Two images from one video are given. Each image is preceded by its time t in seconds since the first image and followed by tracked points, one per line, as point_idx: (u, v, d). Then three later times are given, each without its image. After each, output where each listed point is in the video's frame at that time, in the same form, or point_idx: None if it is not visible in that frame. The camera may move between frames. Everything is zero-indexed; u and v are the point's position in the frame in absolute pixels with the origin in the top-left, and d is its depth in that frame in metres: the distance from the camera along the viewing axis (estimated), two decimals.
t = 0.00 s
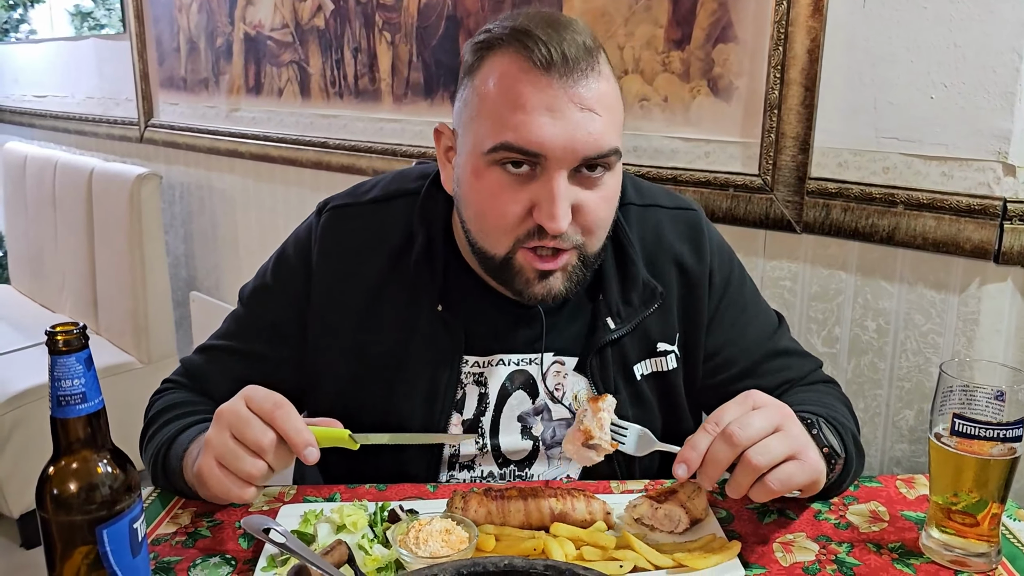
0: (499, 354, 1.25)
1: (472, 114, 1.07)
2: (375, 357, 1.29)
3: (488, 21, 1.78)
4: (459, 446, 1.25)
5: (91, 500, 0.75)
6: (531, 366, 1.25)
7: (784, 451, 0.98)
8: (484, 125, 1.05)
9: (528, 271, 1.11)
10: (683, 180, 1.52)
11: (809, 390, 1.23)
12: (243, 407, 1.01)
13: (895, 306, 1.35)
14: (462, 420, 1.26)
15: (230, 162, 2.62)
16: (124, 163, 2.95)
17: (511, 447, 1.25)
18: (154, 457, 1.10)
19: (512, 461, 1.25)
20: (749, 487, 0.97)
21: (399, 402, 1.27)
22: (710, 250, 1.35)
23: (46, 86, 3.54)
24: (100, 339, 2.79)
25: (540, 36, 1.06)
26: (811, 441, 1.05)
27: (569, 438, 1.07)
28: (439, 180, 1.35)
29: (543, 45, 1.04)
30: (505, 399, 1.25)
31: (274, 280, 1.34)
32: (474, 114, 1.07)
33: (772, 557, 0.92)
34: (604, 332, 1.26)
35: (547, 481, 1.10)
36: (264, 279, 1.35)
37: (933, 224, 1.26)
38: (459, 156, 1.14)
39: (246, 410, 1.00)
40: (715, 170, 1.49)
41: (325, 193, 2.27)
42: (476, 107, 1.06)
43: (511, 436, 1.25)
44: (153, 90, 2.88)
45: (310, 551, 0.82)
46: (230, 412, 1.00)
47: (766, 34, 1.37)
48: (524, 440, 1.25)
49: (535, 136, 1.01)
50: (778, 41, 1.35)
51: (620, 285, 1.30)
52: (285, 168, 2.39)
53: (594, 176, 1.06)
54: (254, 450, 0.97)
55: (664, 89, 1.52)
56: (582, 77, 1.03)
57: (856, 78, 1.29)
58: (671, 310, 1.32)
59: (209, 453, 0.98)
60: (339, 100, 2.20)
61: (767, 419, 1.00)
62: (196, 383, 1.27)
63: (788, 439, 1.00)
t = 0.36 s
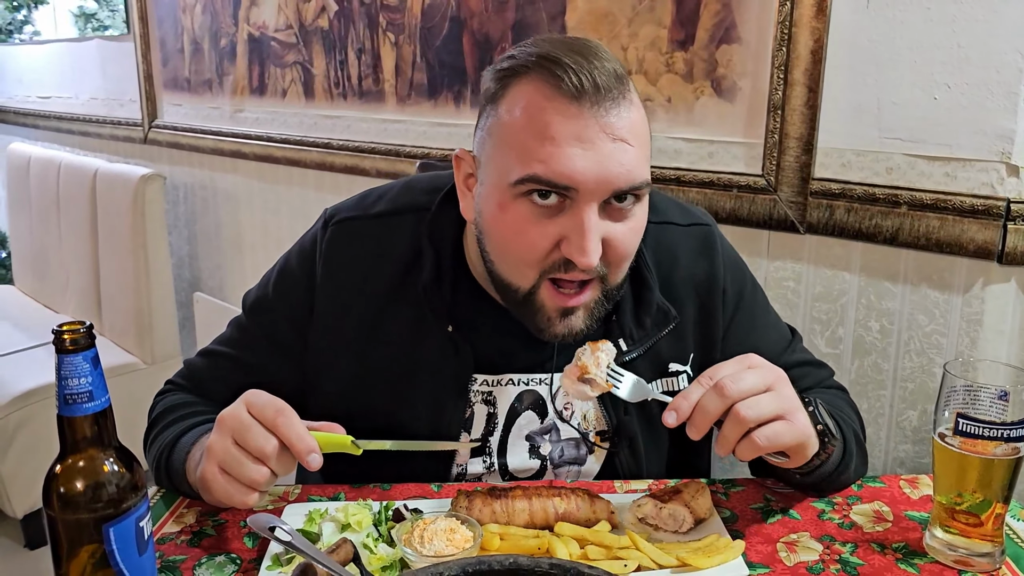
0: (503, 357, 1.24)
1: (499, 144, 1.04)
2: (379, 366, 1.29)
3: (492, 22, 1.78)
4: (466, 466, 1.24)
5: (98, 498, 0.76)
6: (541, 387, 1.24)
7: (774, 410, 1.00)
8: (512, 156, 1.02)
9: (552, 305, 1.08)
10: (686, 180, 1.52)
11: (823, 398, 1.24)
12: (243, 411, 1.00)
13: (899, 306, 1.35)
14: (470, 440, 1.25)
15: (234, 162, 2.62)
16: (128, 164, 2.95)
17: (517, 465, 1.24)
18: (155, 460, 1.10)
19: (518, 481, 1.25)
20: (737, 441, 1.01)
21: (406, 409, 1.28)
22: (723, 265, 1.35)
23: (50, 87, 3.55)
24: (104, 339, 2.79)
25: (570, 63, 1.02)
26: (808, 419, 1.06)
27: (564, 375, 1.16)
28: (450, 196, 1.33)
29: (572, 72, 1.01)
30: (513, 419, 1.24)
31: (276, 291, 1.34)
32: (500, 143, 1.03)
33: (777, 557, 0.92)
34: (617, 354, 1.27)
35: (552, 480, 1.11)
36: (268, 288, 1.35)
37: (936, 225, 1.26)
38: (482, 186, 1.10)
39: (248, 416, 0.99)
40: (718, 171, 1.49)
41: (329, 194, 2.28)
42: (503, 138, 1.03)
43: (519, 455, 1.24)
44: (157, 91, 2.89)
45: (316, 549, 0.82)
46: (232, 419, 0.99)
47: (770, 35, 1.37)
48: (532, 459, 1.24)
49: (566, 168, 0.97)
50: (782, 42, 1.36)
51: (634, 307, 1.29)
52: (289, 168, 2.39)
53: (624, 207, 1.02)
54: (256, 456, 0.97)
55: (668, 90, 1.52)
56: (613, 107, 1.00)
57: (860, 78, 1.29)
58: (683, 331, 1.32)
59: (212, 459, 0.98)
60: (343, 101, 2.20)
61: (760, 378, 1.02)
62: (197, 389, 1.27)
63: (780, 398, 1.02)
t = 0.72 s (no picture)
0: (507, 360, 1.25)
1: (546, 181, 0.98)
2: (387, 371, 1.29)
3: (494, 23, 1.78)
4: (472, 479, 1.26)
5: (100, 499, 0.76)
6: (550, 404, 1.24)
7: (757, 373, 0.99)
8: (561, 197, 0.96)
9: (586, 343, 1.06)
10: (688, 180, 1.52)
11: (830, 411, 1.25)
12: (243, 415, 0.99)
13: (902, 307, 1.34)
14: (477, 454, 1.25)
15: (236, 162, 2.62)
16: (130, 164, 2.96)
17: (524, 479, 1.25)
18: (158, 462, 1.10)
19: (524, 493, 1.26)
20: (717, 398, 0.99)
21: (416, 412, 1.28)
22: (736, 282, 1.33)
23: (54, 88, 3.56)
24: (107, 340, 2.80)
25: (623, 100, 0.97)
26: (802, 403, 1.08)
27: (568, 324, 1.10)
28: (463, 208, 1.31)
29: (627, 110, 0.96)
30: (521, 433, 1.24)
31: (281, 296, 1.34)
32: (548, 182, 0.98)
33: (779, 559, 0.92)
34: (630, 374, 1.26)
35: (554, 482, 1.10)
36: (276, 295, 1.34)
37: (939, 225, 1.25)
38: (518, 219, 1.04)
39: (248, 421, 0.98)
40: (721, 171, 1.49)
41: (331, 195, 2.28)
42: (551, 175, 0.98)
43: (525, 469, 1.25)
44: (160, 91, 2.89)
45: (317, 550, 0.82)
46: (232, 423, 0.99)
47: (772, 35, 1.37)
48: (539, 473, 1.25)
49: (620, 216, 0.93)
50: (784, 42, 1.35)
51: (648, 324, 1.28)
52: (292, 169, 2.39)
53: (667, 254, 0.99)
54: (256, 460, 0.97)
55: (670, 90, 1.52)
56: (669, 151, 0.95)
57: (863, 79, 1.29)
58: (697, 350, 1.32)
59: (212, 463, 0.98)
60: (345, 101, 2.20)
61: (748, 343, 1.02)
62: (201, 392, 1.27)
63: (765, 363, 1.01)
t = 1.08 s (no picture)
0: (508, 359, 1.24)
1: (532, 191, 0.97)
2: (384, 370, 1.29)
3: (497, 22, 1.78)
4: (473, 474, 1.26)
5: (104, 498, 0.76)
6: (548, 397, 1.24)
7: (767, 409, 0.97)
8: (548, 210, 0.95)
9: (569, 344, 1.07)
10: (693, 180, 1.52)
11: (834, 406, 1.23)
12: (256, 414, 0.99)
13: (908, 306, 1.34)
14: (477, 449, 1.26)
15: (239, 161, 2.62)
16: (134, 164, 2.96)
17: (525, 474, 1.26)
18: (159, 462, 1.09)
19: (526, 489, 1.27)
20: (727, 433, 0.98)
21: (417, 411, 1.28)
22: (737, 273, 1.31)
23: (57, 87, 3.56)
24: (110, 339, 2.80)
25: (614, 113, 0.95)
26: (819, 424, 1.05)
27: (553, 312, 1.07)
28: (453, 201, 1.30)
29: (615, 123, 0.93)
30: (520, 427, 1.25)
31: (276, 293, 1.33)
32: (535, 193, 0.97)
33: (785, 559, 0.91)
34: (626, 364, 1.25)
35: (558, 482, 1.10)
36: (270, 292, 1.33)
37: (945, 225, 1.25)
38: (504, 223, 1.04)
39: (261, 420, 0.98)
40: (725, 170, 1.48)
41: (334, 194, 2.28)
42: (538, 186, 0.96)
43: (525, 464, 1.25)
44: (163, 90, 2.89)
45: (322, 550, 0.82)
46: (245, 422, 0.98)
47: (777, 34, 1.37)
48: (539, 467, 1.26)
49: (603, 231, 0.92)
50: (789, 40, 1.35)
51: (645, 315, 1.27)
52: (295, 168, 2.39)
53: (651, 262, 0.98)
54: (270, 459, 0.96)
55: (675, 89, 1.51)
56: (657, 164, 0.94)
57: (868, 77, 1.29)
58: (697, 338, 1.30)
59: (224, 462, 0.97)
60: (348, 100, 2.20)
61: (760, 375, 0.99)
62: (197, 391, 1.26)
63: (776, 399, 0.99)
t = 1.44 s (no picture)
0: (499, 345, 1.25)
1: (449, 146, 1.04)
2: (376, 357, 1.29)
3: (499, 20, 1.78)
4: (462, 449, 1.25)
5: (103, 497, 0.75)
6: (535, 368, 1.25)
7: (797, 461, 0.96)
8: (461, 161, 1.02)
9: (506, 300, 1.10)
10: (694, 179, 1.51)
11: (823, 389, 1.22)
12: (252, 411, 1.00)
13: (911, 306, 1.33)
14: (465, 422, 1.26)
15: (241, 160, 2.62)
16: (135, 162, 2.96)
17: (513, 449, 1.25)
18: (156, 462, 1.09)
19: (515, 465, 1.26)
20: (763, 493, 0.95)
21: (412, 398, 1.28)
22: (721, 252, 1.32)
23: (60, 86, 3.56)
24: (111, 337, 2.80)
25: (520, 69, 1.01)
26: (828, 452, 1.02)
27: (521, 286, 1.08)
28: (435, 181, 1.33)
29: (515, 78, 1.00)
30: (508, 401, 1.25)
31: (269, 283, 1.35)
32: (450, 144, 1.03)
33: (787, 560, 0.91)
34: (609, 336, 1.25)
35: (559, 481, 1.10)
36: (261, 280, 1.35)
37: (949, 223, 1.24)
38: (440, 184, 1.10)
39: (259, 418, 0.99)
40: (728, 169, 1.48)
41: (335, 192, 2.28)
42: (452, 140, 1.03)
43: (515, 438, 1.25)
44: (165, 89, 2.89)
45: (322, 550, 0.82)
46: (244, 420, 0.98)
47: (780, 32, 1.36)
48: (528, 443, 1.25)
49: (504, 177, 0.98)
50: (792, 38, 1.34)
51: (627, 288, 1.28)
52: (296, 166, 2.39)
53: (570, 215, 1.03)
54: (271, 455, 0.96)
55: (677, 87, 1.50)
56: (559, 114, 0.98)
57: (871, 76, 1.28)
58: (680, 312, 1.30)
59: (224, 460, 0.97)
60: (350, 98, 2.20)
61: (783, 427, 0.98)
62: (193, 383, 1.27)
63: (803, 448, 0.98)
